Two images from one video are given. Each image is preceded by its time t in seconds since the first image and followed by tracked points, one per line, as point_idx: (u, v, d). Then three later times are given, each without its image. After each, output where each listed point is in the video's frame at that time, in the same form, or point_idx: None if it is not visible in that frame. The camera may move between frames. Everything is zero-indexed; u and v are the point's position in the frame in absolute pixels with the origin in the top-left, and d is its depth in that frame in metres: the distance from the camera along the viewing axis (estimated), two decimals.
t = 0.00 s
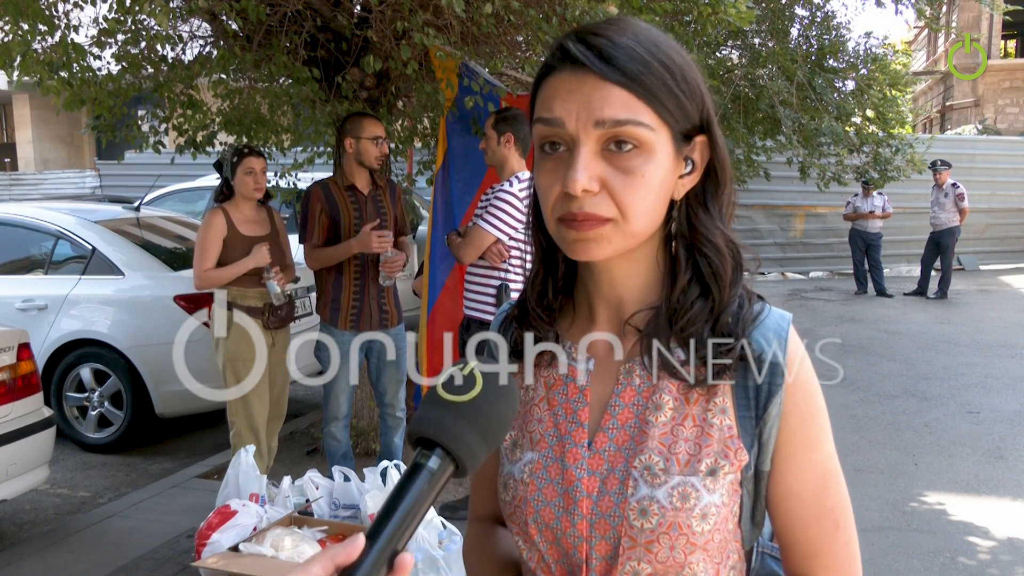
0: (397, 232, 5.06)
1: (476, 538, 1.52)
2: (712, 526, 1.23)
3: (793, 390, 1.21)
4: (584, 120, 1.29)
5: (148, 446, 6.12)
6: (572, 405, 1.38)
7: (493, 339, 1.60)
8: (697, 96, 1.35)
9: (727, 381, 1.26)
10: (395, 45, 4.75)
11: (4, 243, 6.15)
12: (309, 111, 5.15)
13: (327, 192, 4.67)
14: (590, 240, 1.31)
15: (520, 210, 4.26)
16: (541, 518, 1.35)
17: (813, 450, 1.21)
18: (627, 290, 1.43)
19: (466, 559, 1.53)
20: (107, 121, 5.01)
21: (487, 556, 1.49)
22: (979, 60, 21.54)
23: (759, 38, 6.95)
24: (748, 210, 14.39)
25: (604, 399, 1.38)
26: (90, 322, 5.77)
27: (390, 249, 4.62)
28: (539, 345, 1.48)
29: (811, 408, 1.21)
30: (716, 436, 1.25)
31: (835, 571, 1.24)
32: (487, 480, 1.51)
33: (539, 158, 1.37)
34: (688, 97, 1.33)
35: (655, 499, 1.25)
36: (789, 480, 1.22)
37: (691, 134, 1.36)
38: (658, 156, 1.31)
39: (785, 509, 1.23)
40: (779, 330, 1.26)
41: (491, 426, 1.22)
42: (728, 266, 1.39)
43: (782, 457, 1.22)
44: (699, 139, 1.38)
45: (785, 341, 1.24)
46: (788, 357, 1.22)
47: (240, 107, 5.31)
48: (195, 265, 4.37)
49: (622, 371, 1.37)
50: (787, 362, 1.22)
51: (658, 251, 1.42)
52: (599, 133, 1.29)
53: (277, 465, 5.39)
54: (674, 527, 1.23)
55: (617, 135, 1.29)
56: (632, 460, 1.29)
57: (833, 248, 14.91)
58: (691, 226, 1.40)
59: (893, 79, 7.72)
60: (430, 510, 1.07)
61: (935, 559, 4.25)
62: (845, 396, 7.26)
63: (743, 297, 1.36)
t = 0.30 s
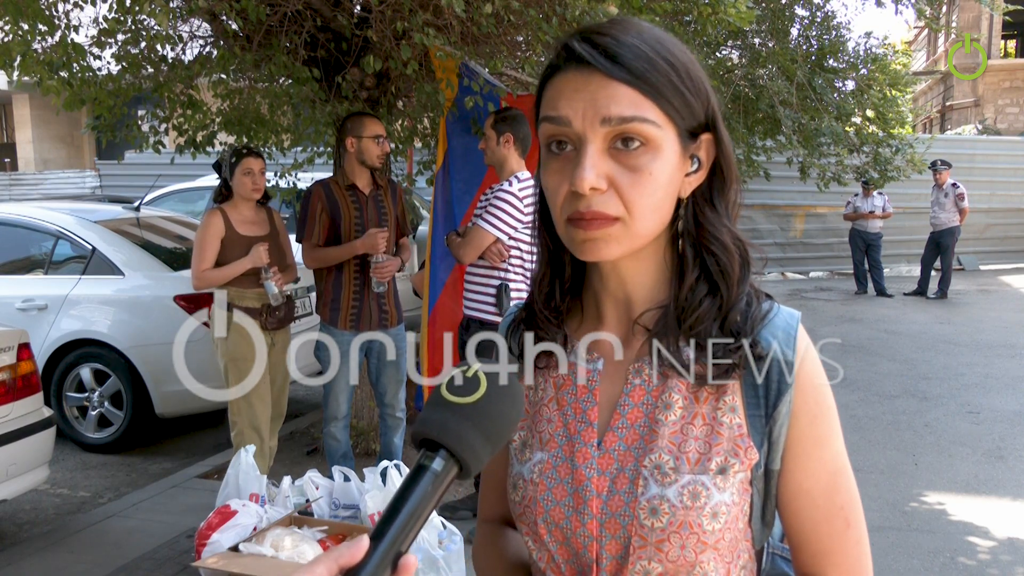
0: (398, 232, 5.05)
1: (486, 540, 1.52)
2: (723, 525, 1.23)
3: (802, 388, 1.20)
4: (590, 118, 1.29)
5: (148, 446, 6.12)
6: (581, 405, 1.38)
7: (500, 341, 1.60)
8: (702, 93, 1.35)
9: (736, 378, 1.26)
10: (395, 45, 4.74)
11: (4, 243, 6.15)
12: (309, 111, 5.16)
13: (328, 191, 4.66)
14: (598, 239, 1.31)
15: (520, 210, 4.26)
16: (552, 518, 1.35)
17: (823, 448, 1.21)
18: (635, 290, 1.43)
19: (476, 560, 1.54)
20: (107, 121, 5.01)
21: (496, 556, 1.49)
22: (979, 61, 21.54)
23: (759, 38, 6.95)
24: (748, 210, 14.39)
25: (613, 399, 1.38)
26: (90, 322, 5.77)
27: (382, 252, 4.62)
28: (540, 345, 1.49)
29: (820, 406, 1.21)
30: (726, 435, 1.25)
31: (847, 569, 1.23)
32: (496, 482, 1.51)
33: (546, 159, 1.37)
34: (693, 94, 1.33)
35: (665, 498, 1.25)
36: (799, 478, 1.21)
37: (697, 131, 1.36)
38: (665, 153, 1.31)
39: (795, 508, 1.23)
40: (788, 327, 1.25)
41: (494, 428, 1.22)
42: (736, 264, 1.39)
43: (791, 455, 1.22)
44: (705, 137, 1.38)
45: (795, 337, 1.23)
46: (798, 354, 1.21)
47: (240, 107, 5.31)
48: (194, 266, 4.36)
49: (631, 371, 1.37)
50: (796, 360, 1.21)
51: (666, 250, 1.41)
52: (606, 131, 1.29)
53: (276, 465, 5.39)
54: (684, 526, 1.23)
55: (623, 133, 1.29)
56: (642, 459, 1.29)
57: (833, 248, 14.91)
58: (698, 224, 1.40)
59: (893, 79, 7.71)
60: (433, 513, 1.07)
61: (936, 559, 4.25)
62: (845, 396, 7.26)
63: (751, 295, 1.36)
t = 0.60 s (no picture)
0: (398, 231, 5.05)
1: (487, 539, 1.52)
2: (725, 525, 1.23)
3: (805, 390, 1.20)
4: (597, 118, 1.29)
5: (148, 446, 6.12)
6: (585, 405, 1.38)
7: (502, 340, 1.60)
8: (708, 93, 1.35)
9: (740, 379, 1.26)
10: (395, 45, 4.74)
11: (4, 243, 6.15)
12: (309, 111, 5.17)
13: (328, 191, 4.67)
14: (604, 239, 1.31)
15: (520, 210, 4.26)
16: (554, 517, 1.35)
17: (826, 449, 1.21)
18: (640, 290, 1.43)
19: (477, 560, 1.54)
20: (107, 121, 5.01)
21: (498, 555, 1.50)
22: (979, 60, 21.53)
23: (759, 38, 6.96)
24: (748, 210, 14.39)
25: (616, 398, 1.38)
26: (90, 322, 5.77)
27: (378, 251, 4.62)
28: (540, 345, 1.49)
29: (824, 408, 1.21)
30: (730, 435, 1.25)
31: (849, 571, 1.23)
32: (497, 481, 1.51)
33: (552, 159, 1.37)
34: (699, 94, 1.33)
35: (668, 498, 1.25)
36: (802, 479, 1.22)
37: (703, 131, 1.36)
38: (671, 153, 1.31)
39: (798, 509, 1.23)
40: (793, 328, 1.25)
41: (500, 432, 1.23)
42: (741, 264, 1.39)
43: (795, 456, 1.22)
44: (711, 137, 1.38)
45: (799, 339, 1.23)
46: (802, 355, 1.21)
47: (240, 107, 5.31)
48: (193, 267, 4.37)
49: (636, 371, 1.37)
50: (800, 361, 1.21)
51: (671, 249, 1.41)
52: (612, 131, 1.29)
53: (276, 465, 5.39)
54: (687, 527, 1.23)
55: (630, 133, 1.29)
56: (645, 459, 1.29)
57: (833, 248, 14.91)
58: (704, 224, 1.40)
59: (893, 79, 7.71)
60: (438, 516, 1.07)
61: (936, 559, 4.25)
62: (845, 396, 7.26)
63: (755, 295, 1.36)
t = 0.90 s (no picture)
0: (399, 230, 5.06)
1: (483, 533, 1.52)
2: (719, 528, 1.23)
3: (804, 393, 1.20)
4: (598, 118, 1.29)
5: (148, 446, 6.12)
6: (582, 405, 1.38)
7: (502, 339, 1.60)
8: (710, 93, 1.35)
9: (738, 381, 1.26)
10: (395, 45, 4.74)
11: (4, 243, 6.15)
12: (309, 111, 5.17)
13: (328, 191, 4.67)
14: (604, 240, 1.31)
15: (521, 210, 4.26)
16: (548, 517, 1.35)
17: (822, 453, 1.21)
18: (641, 290, 1.43)
19: (470, 557, 1.53)
20: (107, 121, 5.01)
21: (492, 551, 1.50)
22: (979, 61, 21.54)
23: (759, 38, 6.97)
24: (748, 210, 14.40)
25: (614, 399, 1.38)
26: (90, 322, 5.76)
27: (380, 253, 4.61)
28: (541, 344, 1.49)
29: (821, 411, 1.21)
30: (726, 438, 1.24)
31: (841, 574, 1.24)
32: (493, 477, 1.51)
33: (554, 159, 1.37)
34: (701, 95, 1.33)
35: (663, 500, 1.25)
36: (797, 483, 1.22)
37: (705, 131, 1.36)
38: (672, 154, 1.31)
39: (792, 512, 1.23)
40: (792, 331, 1.25)
41: (503, 433, 1.22)
42: (742, 265, 1.39)
43: (790, 459, 1.22)
44: (713, 137, 1.37)
45: (798, 345, 1.23)
46: (801, 360, 1.21)
47: (240, 107, 5.31)
48: (195, 271, 4.37)
49: (635, 371, 1.37)
50: (799, 365, 1.21)
51: (673, 250, 1.41)
52: (613, 132, 1.29)
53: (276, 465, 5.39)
54: (682, 529, 1.24)
55: (631, 134, 1.29)
56: (641, 460, 1.29)
57: (833, 248, 14.91)
58: (705, 224, 1.40)
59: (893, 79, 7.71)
60: (440, 517, 1.07)
61: (936, 559, 4.25)
62: (845, 396, 7.27)
63: (756, 297, 1.35)
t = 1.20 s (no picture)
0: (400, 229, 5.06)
1: (476, 528, 1.52)
2: (709, 529, 1.23)
3: (796, 396, 1.21)
4: (594, 117, 1.29)
5: (148, 446, 6.12)
6: (575, 405, 1.38)
7: (499, 337, 1.60)
8: (707, 94, 1.35)
9: (730, 384, 1.26)
10: (395, 45, 4.74)
11: (4, 243, 6.15)
12: (309, 111, 5.17)
13: (329, 191, 4.67)
14: (598, 237, 1.31)
15: (522, 209, 4.26)
16: (539, 515, 1.35)
17: (815, 455, 1.22)
18: (636, 290, 1.43)
19: (462, 555, 1.53)
20: (107, 121, 5.02)
21: (483, 548, 1.49)
22: (979, 61, 21.53)
23: (759, 38, 6.97)
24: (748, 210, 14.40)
25: (607, 399, 1.38)
26: (90, 322, 5.76)
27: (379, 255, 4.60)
28: (541, 345, 1.49)
29: (813, 413, 1.21)
30: (717, 440, 1.25)
31: None
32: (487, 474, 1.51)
33: (550, 157, 1.37)
34: (698, 95, 1.33)
35: (654, 501, 1.24)
36: (789, 485, 1.22)
37: (702, 132, 1.36)
38: (668, 153, 1.31)
39: (783, 513, 1.23)
40: (785, 335, 1.25)
41: (505, 433, 1.22)
42: (738, 267, 1.39)
43: (782, 462, 1.23)
44: (710, 138, 1.37)
45: (791, 347, 1.24)
46: (793, 363, 1.22)
47: (240, 107, 5.31)
48: (195, 273, 4.38)
49: (627, 372, 1.37)
50: (792, 367, 1.21)
51: (668, 249, 1.42)
52: (609, 130, 1.29)
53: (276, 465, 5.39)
54: (671, 530, 1.23)
55: (626, 133, 1.29)
56: (631, 461, 1.29)
57: (833, 248, 14.91)
58: (702, 225, 1.40)
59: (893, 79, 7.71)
60: (441, 518, 1.07)
61: (936, 559, 4.25)
62: (845, 396, 7.27)
63: (751, 298, 1.35)
